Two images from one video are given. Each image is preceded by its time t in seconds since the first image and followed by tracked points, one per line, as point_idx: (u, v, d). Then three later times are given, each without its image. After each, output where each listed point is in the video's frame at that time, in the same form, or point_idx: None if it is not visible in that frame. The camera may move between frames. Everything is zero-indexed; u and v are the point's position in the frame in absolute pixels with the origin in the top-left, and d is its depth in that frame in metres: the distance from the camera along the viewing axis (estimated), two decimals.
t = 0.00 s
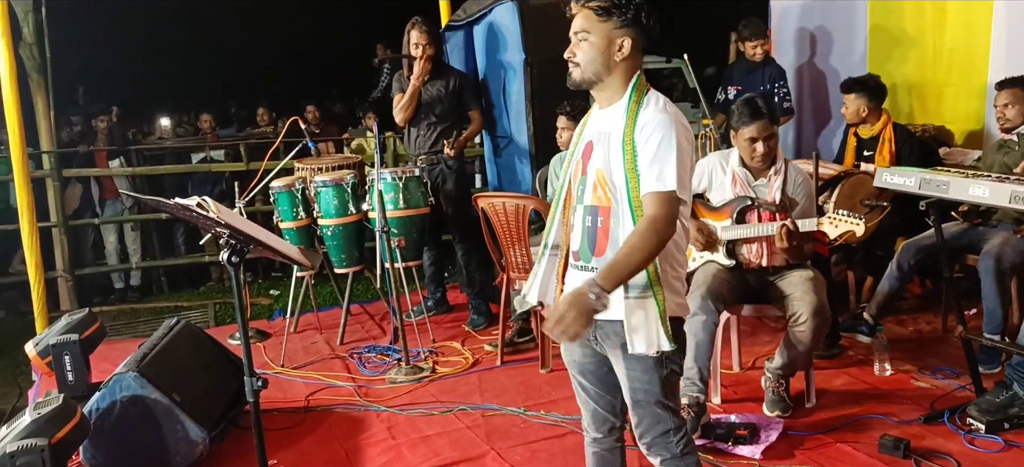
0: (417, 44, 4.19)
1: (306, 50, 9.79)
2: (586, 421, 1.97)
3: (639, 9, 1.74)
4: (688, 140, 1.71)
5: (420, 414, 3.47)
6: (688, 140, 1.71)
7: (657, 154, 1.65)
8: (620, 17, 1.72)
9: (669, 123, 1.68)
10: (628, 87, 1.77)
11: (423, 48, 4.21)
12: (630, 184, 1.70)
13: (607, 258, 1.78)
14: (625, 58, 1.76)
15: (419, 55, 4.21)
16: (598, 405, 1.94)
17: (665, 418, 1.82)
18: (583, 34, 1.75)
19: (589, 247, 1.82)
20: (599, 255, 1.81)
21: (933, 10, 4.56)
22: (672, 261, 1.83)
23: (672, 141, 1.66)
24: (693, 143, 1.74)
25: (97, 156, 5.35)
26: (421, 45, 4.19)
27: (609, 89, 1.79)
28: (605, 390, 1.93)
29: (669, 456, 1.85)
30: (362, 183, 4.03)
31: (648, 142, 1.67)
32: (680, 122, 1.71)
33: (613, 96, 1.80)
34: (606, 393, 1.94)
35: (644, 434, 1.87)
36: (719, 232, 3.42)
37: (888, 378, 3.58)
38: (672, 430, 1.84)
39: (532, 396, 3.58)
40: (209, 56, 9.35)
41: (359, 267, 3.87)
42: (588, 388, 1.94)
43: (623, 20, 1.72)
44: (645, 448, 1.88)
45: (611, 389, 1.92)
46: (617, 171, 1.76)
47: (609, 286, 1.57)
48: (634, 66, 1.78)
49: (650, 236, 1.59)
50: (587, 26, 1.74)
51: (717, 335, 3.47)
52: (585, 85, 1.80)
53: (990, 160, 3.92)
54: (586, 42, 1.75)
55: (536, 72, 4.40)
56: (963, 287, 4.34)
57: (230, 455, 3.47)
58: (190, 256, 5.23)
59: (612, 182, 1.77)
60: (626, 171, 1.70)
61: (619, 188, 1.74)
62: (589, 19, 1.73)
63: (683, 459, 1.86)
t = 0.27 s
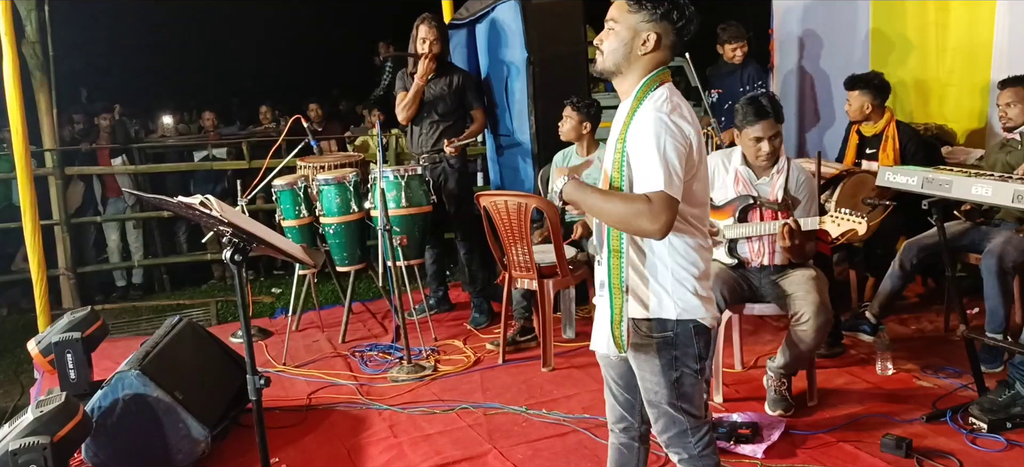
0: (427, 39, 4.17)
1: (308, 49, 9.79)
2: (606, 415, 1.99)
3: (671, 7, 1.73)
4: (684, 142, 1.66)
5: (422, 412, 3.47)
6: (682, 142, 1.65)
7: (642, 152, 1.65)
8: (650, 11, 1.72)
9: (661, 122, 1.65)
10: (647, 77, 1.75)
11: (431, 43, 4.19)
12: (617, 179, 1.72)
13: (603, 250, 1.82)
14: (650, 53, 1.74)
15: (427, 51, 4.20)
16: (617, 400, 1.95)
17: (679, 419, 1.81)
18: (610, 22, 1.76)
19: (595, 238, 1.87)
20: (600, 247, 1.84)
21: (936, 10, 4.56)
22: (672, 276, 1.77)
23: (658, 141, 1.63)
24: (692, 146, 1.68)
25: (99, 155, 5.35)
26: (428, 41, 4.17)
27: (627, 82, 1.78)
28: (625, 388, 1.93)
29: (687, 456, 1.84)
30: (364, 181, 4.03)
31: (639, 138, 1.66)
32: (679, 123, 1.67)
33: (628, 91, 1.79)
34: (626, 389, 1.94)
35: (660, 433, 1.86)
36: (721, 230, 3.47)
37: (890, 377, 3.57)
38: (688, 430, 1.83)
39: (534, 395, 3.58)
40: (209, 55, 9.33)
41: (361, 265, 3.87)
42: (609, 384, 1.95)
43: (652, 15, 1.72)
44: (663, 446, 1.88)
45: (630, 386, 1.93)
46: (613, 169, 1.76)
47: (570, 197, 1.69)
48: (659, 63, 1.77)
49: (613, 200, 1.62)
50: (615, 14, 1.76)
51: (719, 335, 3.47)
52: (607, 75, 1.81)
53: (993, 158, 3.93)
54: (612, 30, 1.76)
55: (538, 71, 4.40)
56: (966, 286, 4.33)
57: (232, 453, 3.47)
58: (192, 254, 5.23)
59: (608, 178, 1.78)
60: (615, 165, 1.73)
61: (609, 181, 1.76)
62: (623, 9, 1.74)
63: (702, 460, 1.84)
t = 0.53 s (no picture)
0: (440, 33, 4.20)
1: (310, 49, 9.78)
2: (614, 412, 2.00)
3: (674, 10, 1.71)
4: (698, 150, 1.65)
5: (424, 412, 3.47)
6: (696, 150, 1.64)
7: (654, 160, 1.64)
8: (654, 16, 1.71)
9: (674, 130, 1.64)
10: (656, 84, 1.75)
11: (443, 37, 4.24)
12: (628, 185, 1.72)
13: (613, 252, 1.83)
14: (656, 59, 1.74)
15: (440, 45, 4.25)
16: (625, 398, 1.96)
17: (679, 423, 1.80)
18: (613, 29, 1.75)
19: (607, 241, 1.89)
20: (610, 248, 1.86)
21: (940, 10, 4.55)
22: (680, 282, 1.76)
23: (671, 150, 1.62)
24: (706, 154, 1.67)
25: (101, 154, 5.35)
26: (441, 36, 4.23)
27: (637, 88, 1.79)
28: (632, 386, 1.95)
29: (688, 460, 1.84)
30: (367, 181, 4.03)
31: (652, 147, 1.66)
32: (692, 131, 1.65)
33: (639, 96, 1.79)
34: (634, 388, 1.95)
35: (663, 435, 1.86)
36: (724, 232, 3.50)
37: (893, 378, 3.57)
38: (689, 434, 1.82)
39: (536, 395, 3.58)
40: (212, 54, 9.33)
41: (364, 265, 3.87)
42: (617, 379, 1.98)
43: (655, 20, 1.71)
44: (666, 448, 1.88)
45: (637, 385, 1.94)
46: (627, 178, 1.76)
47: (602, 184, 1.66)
48: (666, 67, 1.76)
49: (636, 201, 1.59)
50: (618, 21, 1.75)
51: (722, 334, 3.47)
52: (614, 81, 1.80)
53: (996, 159, 3.93)
54: (615, 38, 1.75)
55: (542, 71, 4.40)
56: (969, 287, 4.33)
57: (234, 453, 3.47)
58: (195, 254, 5.23)
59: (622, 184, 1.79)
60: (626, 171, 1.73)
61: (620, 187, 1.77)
62: (627, 14, 1.73)
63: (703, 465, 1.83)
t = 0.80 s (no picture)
0: (435, 29, 4.25)
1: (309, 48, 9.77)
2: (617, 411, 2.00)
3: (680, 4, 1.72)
4: (718, 140, 1.67)
5: (424, 411, 3.47)
6: (716, 141, 1.67)
7: (679, 147, 1.65)
8: (662, 9, 1.70)
9: (696, 120, 1.66)
10: (665, 77, 1.76)
11: (440, 33, 4.28)
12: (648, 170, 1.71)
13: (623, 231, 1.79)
14: (663, 52, 1.74)
15: (437, 41, 4.28)
16: (628, 396, 1.96)
17: (687, 420, 1.81)
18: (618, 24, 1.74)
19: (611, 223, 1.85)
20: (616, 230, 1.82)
21: (940, 9, 4.56)
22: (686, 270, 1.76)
23: (696, 138, 1.64)
24: (723, 146, 1.70)
25: (100, 153, 5.35)
26: (439, 31, 4.27)
27: (643, 82, 1.78)
28: (633, 385, 1.95)
29: (696, 457, 1.85)
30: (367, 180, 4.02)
31: (673, 138, 1.67)
32: (711, 122, 1.68)
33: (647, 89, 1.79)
34: (636, 386, 1.95)
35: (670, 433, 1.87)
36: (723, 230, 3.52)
37: (893, 376, 3.57)
38: (696, 432, 1.83)
39: (537, 394, 3.58)
40: (211, 53, 9.32)
41: (364, 264, 3.87)
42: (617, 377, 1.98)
43: (664, 13, 1.71)
44: (672, 446, 1.89)
45: (638, 383, 1.94)
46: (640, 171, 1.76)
47: (623, 152, 1.63)
48: (671, 61, 1.77)
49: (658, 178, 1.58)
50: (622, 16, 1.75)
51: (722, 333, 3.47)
52: (619, 75, 1.79)
53: (995, 157, 3.94)
54: (620, 32, 1.74)
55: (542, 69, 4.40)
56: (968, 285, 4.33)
57: (235, 452, 3.47)
58: (194, 254, 5.22)
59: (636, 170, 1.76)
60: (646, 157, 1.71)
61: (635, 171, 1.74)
62: (627, 9, 1.72)
63: (710, 461, 1.85)
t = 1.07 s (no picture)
0: (433, 31, 4.26)
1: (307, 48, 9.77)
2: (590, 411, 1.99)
3: (664, 9, 1.73)
4: (704, 143, 1.69)
5: (422, 410, 3.47)
6: (704, 146, 1.68)
7: (668, 153, 1.66)
8: (644, 13, 1.71)
9: (684, 125, 1.67)
10: (648, 82, 1.76)
11: (437, 35, 4.29)
12: (636, 174, 1.71)
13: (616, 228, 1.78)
14: (647, 57, 1.75)
15: (434, 42, 4.29)
16: (602, 394, 1.96)
17: (661, 415, 1.81)
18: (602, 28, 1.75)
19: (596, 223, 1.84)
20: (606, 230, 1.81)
21: (937, 8, 4.59)
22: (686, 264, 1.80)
23: (685, 145, 1.65)
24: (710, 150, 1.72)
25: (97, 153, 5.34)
26: (436, 31, 4.27)
27: (628, 86, 1.79)
28: (606, 382, 1.96)
29: (669, 454, 1.84)
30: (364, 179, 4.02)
31: (659, 141, 1.68)
32: (697, 126, 1.70)
33: (630, 94, 1.79)
34: (608, 384, 1.96)
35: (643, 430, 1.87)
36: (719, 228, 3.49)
37: (889, 374, 3.58)
38: (670, 427, 1.83)
39: (534, 393, 3.58)
40: (207, 53, 9.31)
41: (362, 263, 3.87)
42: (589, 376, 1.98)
43: (647, 18, 1.72)
44: (645, 444, 1.88)
45: (611, 380, 1.95)
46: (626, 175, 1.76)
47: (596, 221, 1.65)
48: (657, 65, 1.77)
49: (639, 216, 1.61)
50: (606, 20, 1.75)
51: (720, 331, 3.49)
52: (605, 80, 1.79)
53: (992, 156, 3.94)
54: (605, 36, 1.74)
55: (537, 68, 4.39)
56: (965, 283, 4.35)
57: (232, 452, 3.47)
58: (192, 253, 5.22)
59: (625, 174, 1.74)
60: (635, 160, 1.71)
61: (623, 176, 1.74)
62: (615, 13, 1.73)
63: (682, 458, 1.84)
